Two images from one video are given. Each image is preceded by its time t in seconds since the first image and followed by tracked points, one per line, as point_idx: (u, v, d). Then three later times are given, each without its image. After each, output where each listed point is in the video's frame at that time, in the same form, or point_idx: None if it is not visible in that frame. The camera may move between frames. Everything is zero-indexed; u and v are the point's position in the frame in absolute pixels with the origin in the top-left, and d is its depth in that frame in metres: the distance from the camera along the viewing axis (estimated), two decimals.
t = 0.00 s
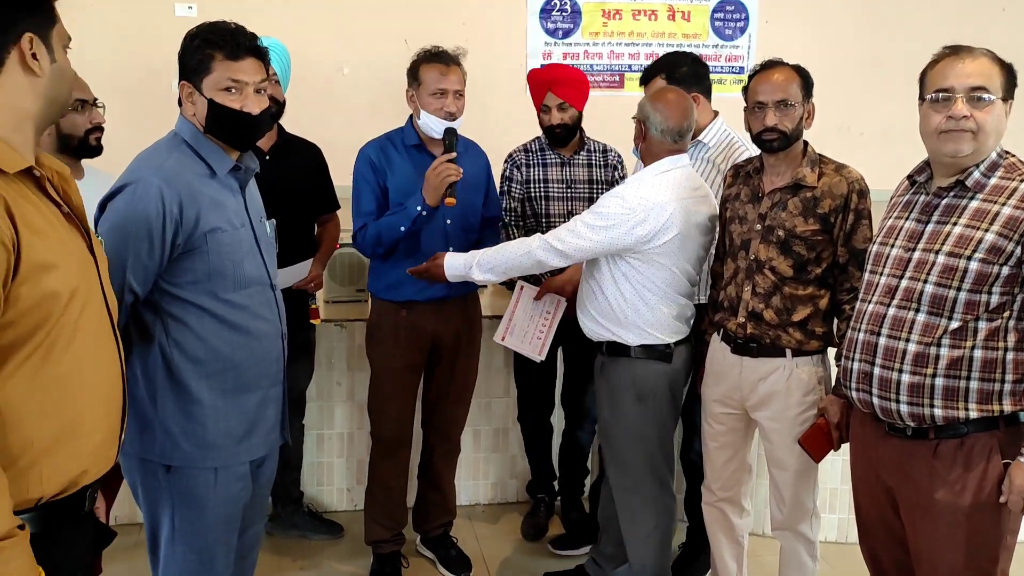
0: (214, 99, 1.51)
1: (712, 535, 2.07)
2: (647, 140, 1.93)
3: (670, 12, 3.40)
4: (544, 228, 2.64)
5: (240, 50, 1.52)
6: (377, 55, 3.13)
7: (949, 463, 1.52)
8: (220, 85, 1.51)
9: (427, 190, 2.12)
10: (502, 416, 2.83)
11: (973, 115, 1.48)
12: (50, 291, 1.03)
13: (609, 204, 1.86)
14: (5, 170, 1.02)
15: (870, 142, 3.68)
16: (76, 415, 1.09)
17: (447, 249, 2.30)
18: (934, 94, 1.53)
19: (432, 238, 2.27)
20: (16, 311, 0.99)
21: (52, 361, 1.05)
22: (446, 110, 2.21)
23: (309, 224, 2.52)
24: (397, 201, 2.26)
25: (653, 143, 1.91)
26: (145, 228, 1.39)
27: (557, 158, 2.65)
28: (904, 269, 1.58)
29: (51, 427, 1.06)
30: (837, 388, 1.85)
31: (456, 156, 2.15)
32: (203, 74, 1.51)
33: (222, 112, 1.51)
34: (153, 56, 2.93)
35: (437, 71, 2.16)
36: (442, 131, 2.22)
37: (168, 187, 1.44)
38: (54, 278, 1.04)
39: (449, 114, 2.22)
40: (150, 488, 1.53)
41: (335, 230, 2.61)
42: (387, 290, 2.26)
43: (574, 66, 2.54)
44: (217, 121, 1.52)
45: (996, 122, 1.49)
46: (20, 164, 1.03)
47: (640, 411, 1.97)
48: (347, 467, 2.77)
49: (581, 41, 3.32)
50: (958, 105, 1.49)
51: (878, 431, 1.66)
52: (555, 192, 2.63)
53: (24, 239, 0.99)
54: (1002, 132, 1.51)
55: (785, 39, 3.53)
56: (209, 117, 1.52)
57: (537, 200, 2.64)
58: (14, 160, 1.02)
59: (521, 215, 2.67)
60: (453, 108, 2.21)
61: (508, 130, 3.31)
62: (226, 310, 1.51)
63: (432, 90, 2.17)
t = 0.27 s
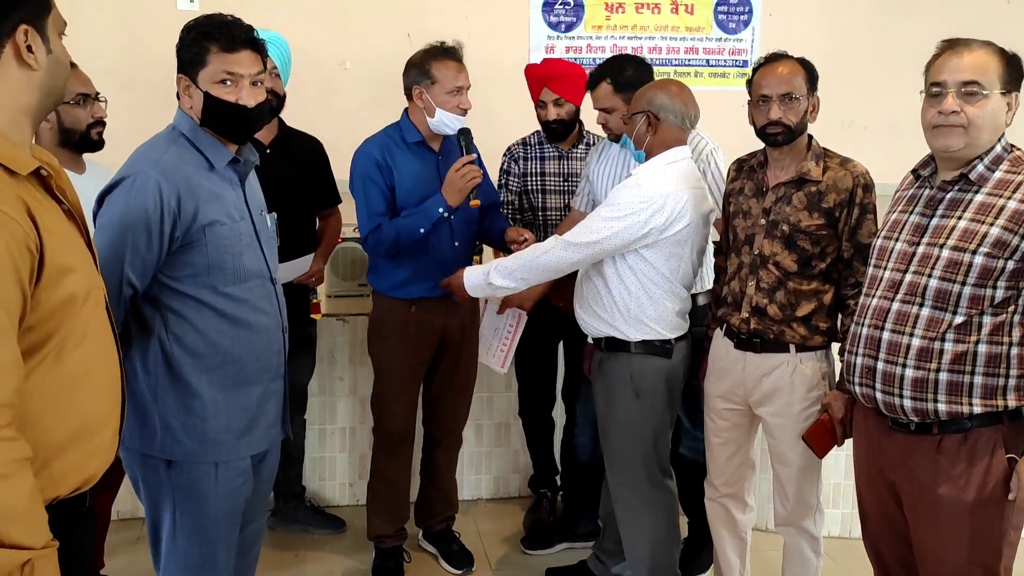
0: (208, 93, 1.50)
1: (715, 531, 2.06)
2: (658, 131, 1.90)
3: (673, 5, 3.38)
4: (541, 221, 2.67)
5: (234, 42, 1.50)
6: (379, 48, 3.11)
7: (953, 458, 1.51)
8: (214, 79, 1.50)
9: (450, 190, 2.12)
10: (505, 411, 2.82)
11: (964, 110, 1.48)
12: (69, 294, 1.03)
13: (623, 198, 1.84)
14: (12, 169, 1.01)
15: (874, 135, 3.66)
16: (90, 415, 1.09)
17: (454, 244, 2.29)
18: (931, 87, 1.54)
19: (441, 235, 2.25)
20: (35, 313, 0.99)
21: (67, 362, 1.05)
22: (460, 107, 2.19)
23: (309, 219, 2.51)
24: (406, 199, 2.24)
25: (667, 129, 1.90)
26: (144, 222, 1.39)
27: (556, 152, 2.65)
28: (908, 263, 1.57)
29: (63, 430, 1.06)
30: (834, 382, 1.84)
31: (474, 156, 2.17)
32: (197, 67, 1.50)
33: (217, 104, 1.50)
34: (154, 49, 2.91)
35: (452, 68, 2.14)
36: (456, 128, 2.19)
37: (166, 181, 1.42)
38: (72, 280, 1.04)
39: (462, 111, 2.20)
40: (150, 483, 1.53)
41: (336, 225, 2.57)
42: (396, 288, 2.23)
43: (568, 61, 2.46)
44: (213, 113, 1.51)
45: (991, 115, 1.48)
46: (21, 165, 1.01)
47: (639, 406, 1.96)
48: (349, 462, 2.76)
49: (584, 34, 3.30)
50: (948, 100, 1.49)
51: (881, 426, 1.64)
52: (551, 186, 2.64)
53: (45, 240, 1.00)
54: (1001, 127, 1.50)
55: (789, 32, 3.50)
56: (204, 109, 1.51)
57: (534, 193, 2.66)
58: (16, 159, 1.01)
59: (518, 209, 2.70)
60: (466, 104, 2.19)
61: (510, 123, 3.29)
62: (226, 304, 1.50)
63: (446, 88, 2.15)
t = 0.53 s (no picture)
0: (214, 85, 1.50)
1: (717, 526, 2.06)
2: (649, 124, 1.91)
3: None
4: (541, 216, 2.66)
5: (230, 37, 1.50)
6: (380, 42, 3.10)
7: (955, 452, 1.51)
8: (221, 72, 1.50)
9: (455, 187, 2.13)
10: (507, 406, 2.82)
11: (926, 109, 1.51)
12: (92, 308, 1.05)
13: (649, 205, 1.81)
14: (43, 180, 1.00)
15: (877, 130, 3.65)
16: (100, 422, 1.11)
17: (456, 238, 2.26)
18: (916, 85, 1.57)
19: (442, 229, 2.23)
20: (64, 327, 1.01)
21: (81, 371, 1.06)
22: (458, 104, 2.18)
23: (309, 214, 2.49)
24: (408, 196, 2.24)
25: (661, 122, 1.90)
26: (144, 218, 1.39)
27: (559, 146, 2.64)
28: (911, 258, 1.56)
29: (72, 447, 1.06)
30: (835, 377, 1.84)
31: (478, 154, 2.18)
32: (196, 61, 1.50)
33: (223, 98, 1.49)
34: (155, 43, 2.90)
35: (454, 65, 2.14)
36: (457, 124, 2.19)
37: (166, 176, 1.42)
38: (95, 295, 1.06)
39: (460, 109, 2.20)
40: (153, 477, 1.53)
41: (336, 220, 2.60)
42: (398, 285, 2.22)
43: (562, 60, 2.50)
44: (215, 106, 1.50)
45: (951, 114, 1.48)
46: (47, 176, 1.00)
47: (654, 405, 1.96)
48: (351, 456, 2.77)
49: (586, 28, 3.29)
50: (913, 99, 1.54)
51: (882, 420, 1.64)
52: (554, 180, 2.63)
53: (78, 255, 1.01)
54: (971, 127, 1.47)
55: (792, 26, 3.49)
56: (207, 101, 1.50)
57: (534, 188, 2.65)
58: (43, 169, 1.00)
59: (519, 204, 2.70)
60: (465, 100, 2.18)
61: (512, 117, 3.28)
62: (228, 298, 1.50)
63: (446, 85, 2.14)
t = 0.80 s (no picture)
0: (243, 81, 1.51)
1: (719, 523, 2.07)
2: (648, 121, 1.91)
3: None
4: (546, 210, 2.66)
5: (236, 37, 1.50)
6: (382, 38, 3.10)
7: (956, 449, 1.51)
8: (248, 67, 1.52)
9: (439, 178, 2.13)
10: (508, 402, 2.83)
11: (925, 105, 1.51)
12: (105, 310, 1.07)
13: (666, 207, 1.81)
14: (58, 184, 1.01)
15: (878, 127, 3.64)
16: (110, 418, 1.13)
17: (451, 234, 2.26)
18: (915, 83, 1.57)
19: (436, 224, 2.23)
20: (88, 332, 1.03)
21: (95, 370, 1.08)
22: (442, 99, 2.19)
23: (309, 211, 2.49)
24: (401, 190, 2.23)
25: (658, 119, 1.90)
26: (151, 215, 1.39)
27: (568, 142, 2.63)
28: (912, 254, 1.56)
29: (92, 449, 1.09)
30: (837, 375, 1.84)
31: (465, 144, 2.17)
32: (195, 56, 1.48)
33: (248, 93, 1.52)
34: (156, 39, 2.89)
35: (433, 57, 2.12)
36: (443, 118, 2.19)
37: (171, 173, 1.42)
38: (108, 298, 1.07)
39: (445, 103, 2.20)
40: (159, 474, 1.53)
41: (336, 216, 2.61)
42: (391, 280, 2.23)
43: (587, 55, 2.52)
44: (244, 103, 1.53)
45: (950, 111, 1.48)
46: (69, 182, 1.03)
47: (663, 402, 1.96)
48: (352, 453, 2.77)
49: (588, 24, 3.29)
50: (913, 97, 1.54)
51: (884, 417, 1.64)
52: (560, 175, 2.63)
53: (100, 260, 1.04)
54: (969, 124, 1.47)
55: (794, 23, 3.48)
56: (235, 99, 1.52)
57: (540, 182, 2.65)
58: (63, 175, 1.02)
59: (523, 197, 2.70)
60: (449, 96, 2.18)
61: (514, 114, 3.28)
62: (233, 293, 1.50)
63: (428, 79, 2.14)
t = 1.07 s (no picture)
0: (258, 80, 1.52)
1: (721, 521, 2.06)
2: (652, 118, 1.92)
3: None
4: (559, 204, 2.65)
5: (240, 38, 1.49)
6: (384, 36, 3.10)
7: (957, 449, 1.51)
8: (262, 68, 1.53)
9: (405, 172, 2.07)
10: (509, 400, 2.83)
11: (926, 105, 1.51)
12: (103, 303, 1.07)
13: (673, 206, 1.81)
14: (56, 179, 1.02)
15: (881, 125, 3.63)
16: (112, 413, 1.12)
17: (435, 234, 2.24)
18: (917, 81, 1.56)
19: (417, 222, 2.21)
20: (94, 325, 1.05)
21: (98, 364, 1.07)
22: (420, 91, 2.17)
23: (310, 208, 2.49)
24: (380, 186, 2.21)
25: (662, 117, 1.90)
26: (172, 215, 1.37)
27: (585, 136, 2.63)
28: (913, 254, 1.55)
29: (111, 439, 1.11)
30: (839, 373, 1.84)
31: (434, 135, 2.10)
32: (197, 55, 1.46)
33: (263, 93, 1.53)
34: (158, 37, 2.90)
35: (405, 51, 2.13)
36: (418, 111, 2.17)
37: (192, 175, 1.41)
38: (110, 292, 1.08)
39: (422, 95, 2.18)
40: (172, 471, 1.52)
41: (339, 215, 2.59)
42: (378, 278, 2.22)
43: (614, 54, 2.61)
44: (257, 101, 1.53)
45: (949, 110, 1.48)
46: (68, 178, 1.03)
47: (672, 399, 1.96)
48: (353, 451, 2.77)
49: (590, 22, 3.29)
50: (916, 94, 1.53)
51: (885, 416, 1.64)
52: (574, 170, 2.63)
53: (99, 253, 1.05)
54: (970, 124, 1.47)
55: (798, 20, 3.48)
56: (248, 96, 1.52)
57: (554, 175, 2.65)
58: (62, 172, 1.02)
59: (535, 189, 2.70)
60: (426, 88, 2.17)
61: (515, 112, 3.28)
62: (245, 289, 1.50)
63: (402, 72, 2.15)
